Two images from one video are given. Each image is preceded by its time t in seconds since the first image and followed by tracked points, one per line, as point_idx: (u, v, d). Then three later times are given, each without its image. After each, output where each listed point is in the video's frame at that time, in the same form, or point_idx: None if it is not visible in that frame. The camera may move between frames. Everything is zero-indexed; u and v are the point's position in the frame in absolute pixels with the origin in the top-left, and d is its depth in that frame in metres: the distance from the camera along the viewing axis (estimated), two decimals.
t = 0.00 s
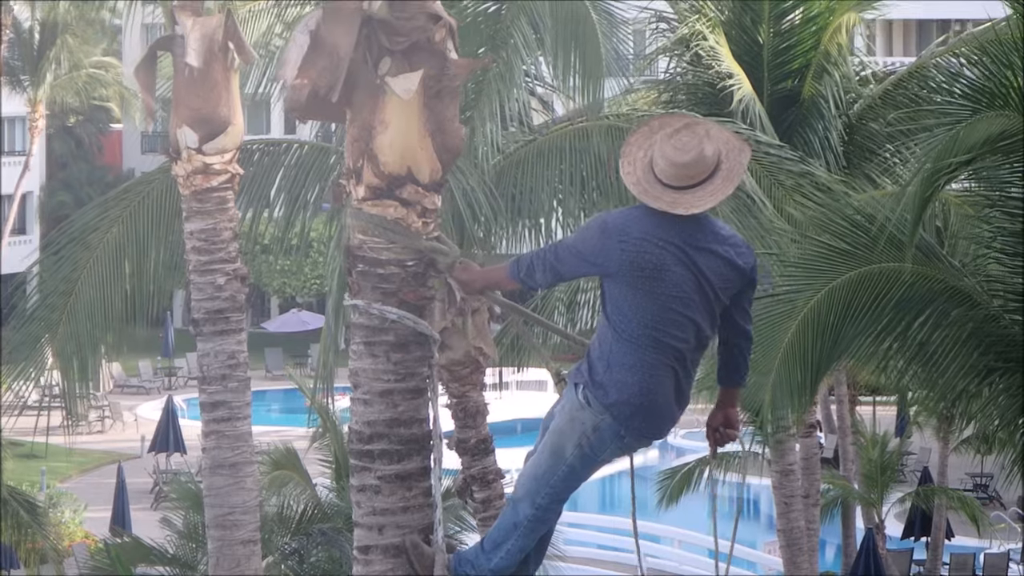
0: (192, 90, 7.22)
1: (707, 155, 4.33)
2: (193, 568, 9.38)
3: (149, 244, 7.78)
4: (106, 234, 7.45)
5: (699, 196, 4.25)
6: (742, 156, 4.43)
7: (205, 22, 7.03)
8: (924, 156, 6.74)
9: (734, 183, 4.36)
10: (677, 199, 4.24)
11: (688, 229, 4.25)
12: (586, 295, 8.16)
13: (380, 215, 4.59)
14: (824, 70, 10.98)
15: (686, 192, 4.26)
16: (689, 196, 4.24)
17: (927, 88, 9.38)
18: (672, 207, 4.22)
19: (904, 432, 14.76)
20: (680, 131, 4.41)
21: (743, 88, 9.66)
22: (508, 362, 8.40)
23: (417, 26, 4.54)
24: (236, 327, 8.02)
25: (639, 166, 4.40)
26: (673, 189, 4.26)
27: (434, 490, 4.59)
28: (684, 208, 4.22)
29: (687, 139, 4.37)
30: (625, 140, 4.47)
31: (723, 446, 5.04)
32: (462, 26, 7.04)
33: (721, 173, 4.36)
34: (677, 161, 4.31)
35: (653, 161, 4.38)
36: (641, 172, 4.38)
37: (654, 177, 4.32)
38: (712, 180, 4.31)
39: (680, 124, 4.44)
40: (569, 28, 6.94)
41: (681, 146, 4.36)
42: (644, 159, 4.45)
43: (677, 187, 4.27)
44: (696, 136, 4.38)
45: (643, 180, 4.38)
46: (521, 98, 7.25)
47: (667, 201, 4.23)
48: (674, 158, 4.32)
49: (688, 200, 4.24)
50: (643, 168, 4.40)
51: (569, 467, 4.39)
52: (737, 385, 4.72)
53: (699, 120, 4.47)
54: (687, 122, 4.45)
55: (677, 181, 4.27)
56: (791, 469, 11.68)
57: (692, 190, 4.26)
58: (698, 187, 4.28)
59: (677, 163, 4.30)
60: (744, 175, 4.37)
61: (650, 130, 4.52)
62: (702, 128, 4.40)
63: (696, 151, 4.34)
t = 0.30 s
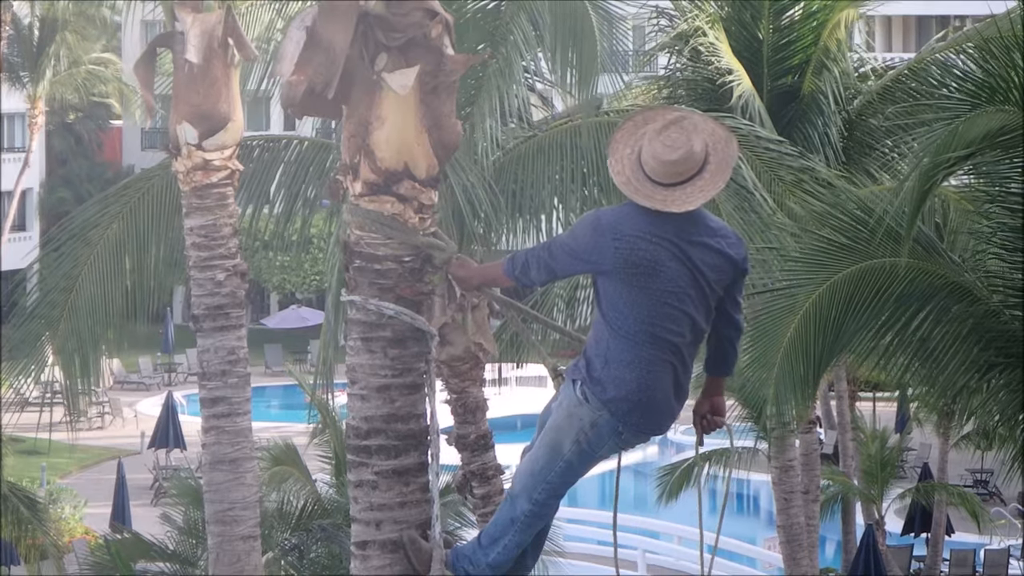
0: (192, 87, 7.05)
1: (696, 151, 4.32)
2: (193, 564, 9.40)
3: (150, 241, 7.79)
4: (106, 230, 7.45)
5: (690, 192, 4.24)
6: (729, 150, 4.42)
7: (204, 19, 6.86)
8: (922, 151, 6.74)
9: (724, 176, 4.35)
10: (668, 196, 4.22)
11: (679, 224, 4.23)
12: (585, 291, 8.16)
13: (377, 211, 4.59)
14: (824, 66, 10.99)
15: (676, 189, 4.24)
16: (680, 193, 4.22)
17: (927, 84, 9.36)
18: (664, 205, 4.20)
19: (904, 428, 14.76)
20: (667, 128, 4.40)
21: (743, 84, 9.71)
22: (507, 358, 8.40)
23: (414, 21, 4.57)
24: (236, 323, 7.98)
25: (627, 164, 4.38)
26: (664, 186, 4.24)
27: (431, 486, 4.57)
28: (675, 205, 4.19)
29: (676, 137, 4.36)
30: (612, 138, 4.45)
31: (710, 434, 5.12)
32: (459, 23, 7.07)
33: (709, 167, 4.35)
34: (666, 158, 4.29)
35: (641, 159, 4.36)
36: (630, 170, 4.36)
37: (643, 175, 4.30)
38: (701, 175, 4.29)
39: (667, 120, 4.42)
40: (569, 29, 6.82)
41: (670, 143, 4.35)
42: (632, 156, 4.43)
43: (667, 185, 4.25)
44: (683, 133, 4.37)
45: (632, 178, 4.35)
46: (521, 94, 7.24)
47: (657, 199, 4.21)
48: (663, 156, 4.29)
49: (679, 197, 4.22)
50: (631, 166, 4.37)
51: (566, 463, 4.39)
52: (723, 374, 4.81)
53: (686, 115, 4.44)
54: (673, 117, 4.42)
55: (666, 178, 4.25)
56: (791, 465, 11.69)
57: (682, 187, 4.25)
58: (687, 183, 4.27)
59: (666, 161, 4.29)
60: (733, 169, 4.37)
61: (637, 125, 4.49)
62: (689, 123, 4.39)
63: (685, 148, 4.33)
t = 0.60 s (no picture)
0: (192, 82, 7.06)
1: (693, 148, 4.33)
2: (192, 558, 9.41)
3: (148, 236, 7.80)
4: (105, 225, 7.42)
5: (688, 189, 4.26)
6: (724, 144, 4.44)
7: (202, 12, 6.69)
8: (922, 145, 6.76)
9: (721, 171, 4.37)
10: (667, 194, 4.24)
11: (678, 221, 4.26)
12: (584, 285, 8.16)
13: (378, 205, 4.59)
14: (822, 61, 10.92)
15: (675, 187, 4.26)
16: (678, 191, 4.24)
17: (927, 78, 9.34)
18: (663, 203, 4.22)
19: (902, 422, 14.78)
20: (664, 125, 4.40)
21: (742, 79, 9.72)
22: (506, 351, 8.41)
23: (414, 14, 4.50)
24: (235, 316, 8.12)
25: (625, 162, 4.39)
26: (662, 184, 4.27)
27: (432, 479, 4.57)
28: (675, 204, 4.21)
29: (673, 134, 4.36)
30: (608, 135, 4.44)
31: (710, 423, 5.11)
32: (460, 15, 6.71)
33: (706, 162, 4.37)
34: (665, 157, 4.30)
35: (639, 157, 4.37)
36: (627, 168, 4.37)
37: (641, 173, 4.31)
38: (699, 171, 4.31)
39: (662, 118, 4.42)
40: (565, 21, 6.05)
41: (667, 142, 4.36)
42: (628, 153, 4.43)
43: (666, 183, 4.27)
44: (680, 130, 4.37)
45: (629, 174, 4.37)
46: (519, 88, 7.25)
47: (657, 197, 4.23)
48: (661, 155, 4.31)
49: (677, 194, 4.24)
50: (628, 163, 4.39)
51: (568, 457, 4.36)
52: (722, 364, 4.81)
53: (681, 110, 4.44)
54: (669, 113, 4.42)
55: (664, 177, 4.27)
56: (789, 459, 11.71)
57: (680, 184, 4.27)
58: (685, 180, 4.29)
59: (663, 159, 4.30)
60: (730, 162, 4.39)
61: (632, 120, 4.49)
62: (685, 119, 4.39)
63: (682, 146, 4.34)
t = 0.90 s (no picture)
0: (189, 71, 7.06)
1: (699, 142, 4.31)
2: (190, 549, 9.41)
3: (146, 226, 7.92)
4: (102, 216, 7.50)
5: (693, 182, 4.25)
6: (727, 136, 4.45)
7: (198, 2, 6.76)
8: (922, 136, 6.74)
9: (725, 164, 4.37)
10: (672, 187, 4.22)
11: (682, 214, 4.22)
12: (582, 276, 8.15)
13: (379, 195, 4.57)
14: (820, 52, 11.01)
15: (680, 180, 4.23)
16: (683, 184, 4.22)
17: (927, 67, 9.31)
18: (668, 197, 4.20)
19: (900, 413, 14.82)
20: (669, 119, 4.36)
21: (740, 70, 9.75)
22: (504, 342, 8.40)
23: (417, 5, 4.51)
24: (232, 306, 8.05)
25: (630, 155, 4.37)
26: (667, 178, 4.23)
27: (433, 467, 4.58)
28: (680, 197, 4.20)
29: (679, 129, 4.32)
30: (613, 128, 4.42)
31: (717, 414, 5.16)
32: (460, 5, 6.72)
33: (710, 156, 4.36)
34: (671, 151, 4.27)
35: (643, 150, 4.34)
36: (632, 161, 4.34)
37: (646, 166, 4.29)
38: (703, 165, 4.30)
39: (668, 111, 4.39)
40: (560, 9, 6.28)
41: (673, 136, 4.32)
42: (633, 146, 4.40)
43: (670, 176, 4.24)
44: (686, 124, 4.33)
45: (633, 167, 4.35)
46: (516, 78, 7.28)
47: (662, 191, 4.20)
48: (667, 148, 4.27)
49: (683, 188, 4.22)
50: (633, 156, 4.36)
51: (571, 448, 4.39)
52: (727, 353, 4.81)
53: (686, 104, 4.42)
54: (673, 106, 4.40)
55: (669, 171, 4.23)
56: (787, 449, 11.72)
57: (685, 178, 4.24)
58: (690, 174, 4.26)
59: (668, 152, 4.27)
60: (733, 156, 4.39)
61: (636, 113, 4.46)
62: (690, 114, 4.37)
63: (688, 141, 4.30)
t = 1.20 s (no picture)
0: (186, 61, 6.94)
1: (702, 134, 4.29)
2: (187, 539, 9.42)
3: (144, 216, 7.96)
4: (100, 207, 7.50)
5: (695, 174, 4.23)
6: (730, 129, 4.43)
7: None
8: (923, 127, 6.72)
9: (727, 157, 4.35)
10: (674, 178, 4.20)
11: (684, 206, 4.21)
12: (579, 268, 8.13)
13: (378, 185, 4.53)
14: (819, 43, 10.92)
15: (682, 171, 4.22)
16: (686, 175, 4.20)
17: (926, 59, 9.29)
18: (670, 188, 4.18)
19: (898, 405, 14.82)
20: (671, 111, 4.34)
21: (737, 61, 9.63)
22: (502, 333, 8.39)
23: None
24: (229, 297, 8.00)
25: (632, 147, 4.34)
26: (669, 169, 4.21)
27: (432, 459, 4.55)
28: (682, 188, 4.17)
29: (682, 120, 4.30)
30: (615, 119, 4.39)
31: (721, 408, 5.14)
32: None
33: (713, 148, 4.34)
34: (673, 142, 4.24)
35: (646, 141, 4.32)
36: (633, 152, 4.31)
37: (648, 157, 4.26)
38: (706, 157, 4.28)
39: (670, 104, 4.37)
40: (556, 7, 6.92)
41: (676, 128, 4.29)
42: (636, 138, 4.38)
43: (673, 167, 4.23)
44: (689, 115, 4.32)
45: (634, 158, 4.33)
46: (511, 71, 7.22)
47: (664, 182, 4.19)
48: (670, 140, 4.25)
49: (685, 179, 4.20)
50: (636, 148, 4.33)
51: (569, 440, 4.39)
52: (728, 347, 4.80)
53: (688, 96, 4.40)
54: (679, 99, 4.38)
55: (672, 162, 4.21)
56: (784, 441, 11.71)
57: (688, 169, 4.23)
58: (692, 166, 4.24)
59: (670, 143, 4.25)
60: (735, 149, 4.37)
61: (639, 104, 4.45)
62: (693, 106, 4.36)
63: (691, 132, 4.28)
